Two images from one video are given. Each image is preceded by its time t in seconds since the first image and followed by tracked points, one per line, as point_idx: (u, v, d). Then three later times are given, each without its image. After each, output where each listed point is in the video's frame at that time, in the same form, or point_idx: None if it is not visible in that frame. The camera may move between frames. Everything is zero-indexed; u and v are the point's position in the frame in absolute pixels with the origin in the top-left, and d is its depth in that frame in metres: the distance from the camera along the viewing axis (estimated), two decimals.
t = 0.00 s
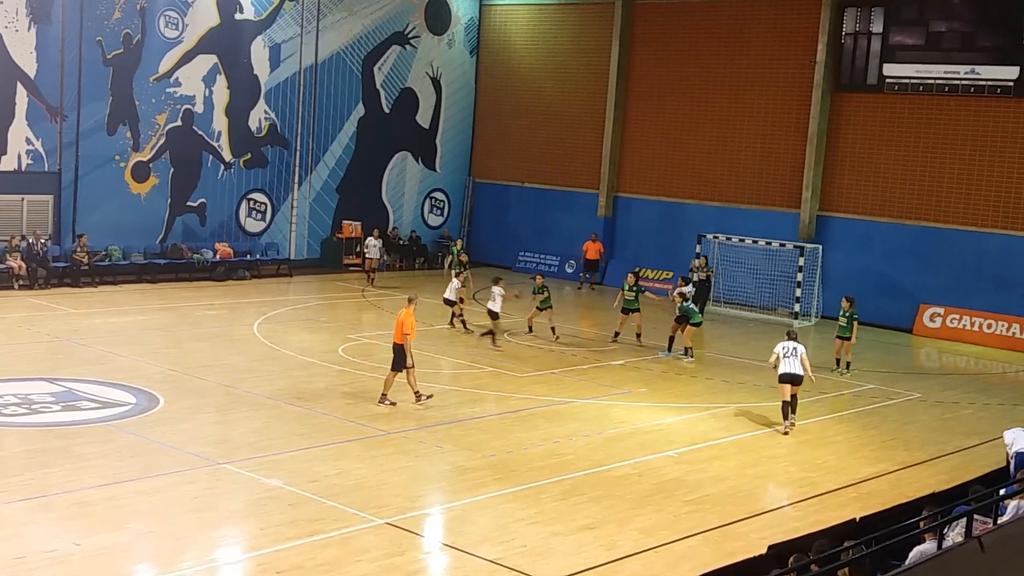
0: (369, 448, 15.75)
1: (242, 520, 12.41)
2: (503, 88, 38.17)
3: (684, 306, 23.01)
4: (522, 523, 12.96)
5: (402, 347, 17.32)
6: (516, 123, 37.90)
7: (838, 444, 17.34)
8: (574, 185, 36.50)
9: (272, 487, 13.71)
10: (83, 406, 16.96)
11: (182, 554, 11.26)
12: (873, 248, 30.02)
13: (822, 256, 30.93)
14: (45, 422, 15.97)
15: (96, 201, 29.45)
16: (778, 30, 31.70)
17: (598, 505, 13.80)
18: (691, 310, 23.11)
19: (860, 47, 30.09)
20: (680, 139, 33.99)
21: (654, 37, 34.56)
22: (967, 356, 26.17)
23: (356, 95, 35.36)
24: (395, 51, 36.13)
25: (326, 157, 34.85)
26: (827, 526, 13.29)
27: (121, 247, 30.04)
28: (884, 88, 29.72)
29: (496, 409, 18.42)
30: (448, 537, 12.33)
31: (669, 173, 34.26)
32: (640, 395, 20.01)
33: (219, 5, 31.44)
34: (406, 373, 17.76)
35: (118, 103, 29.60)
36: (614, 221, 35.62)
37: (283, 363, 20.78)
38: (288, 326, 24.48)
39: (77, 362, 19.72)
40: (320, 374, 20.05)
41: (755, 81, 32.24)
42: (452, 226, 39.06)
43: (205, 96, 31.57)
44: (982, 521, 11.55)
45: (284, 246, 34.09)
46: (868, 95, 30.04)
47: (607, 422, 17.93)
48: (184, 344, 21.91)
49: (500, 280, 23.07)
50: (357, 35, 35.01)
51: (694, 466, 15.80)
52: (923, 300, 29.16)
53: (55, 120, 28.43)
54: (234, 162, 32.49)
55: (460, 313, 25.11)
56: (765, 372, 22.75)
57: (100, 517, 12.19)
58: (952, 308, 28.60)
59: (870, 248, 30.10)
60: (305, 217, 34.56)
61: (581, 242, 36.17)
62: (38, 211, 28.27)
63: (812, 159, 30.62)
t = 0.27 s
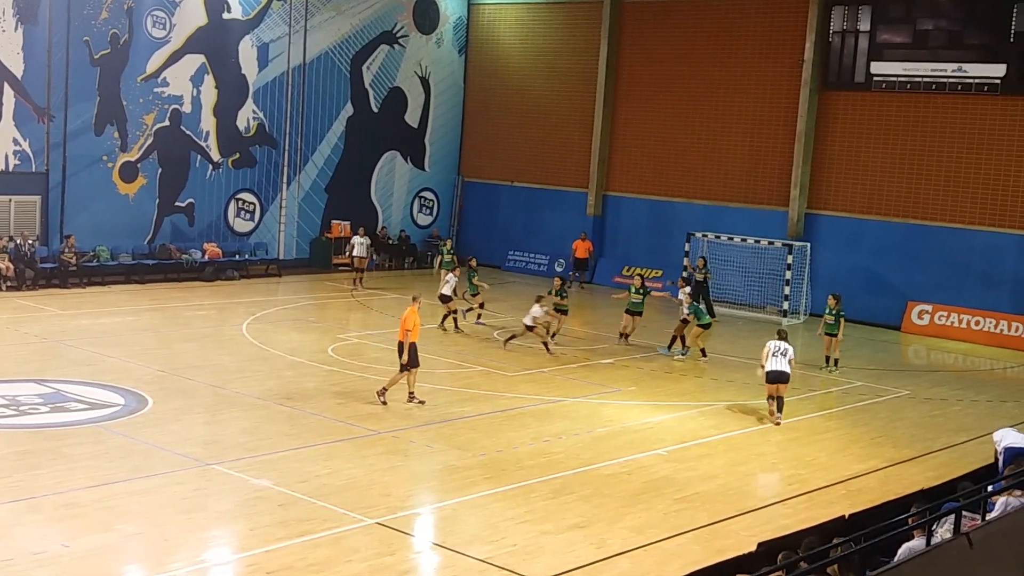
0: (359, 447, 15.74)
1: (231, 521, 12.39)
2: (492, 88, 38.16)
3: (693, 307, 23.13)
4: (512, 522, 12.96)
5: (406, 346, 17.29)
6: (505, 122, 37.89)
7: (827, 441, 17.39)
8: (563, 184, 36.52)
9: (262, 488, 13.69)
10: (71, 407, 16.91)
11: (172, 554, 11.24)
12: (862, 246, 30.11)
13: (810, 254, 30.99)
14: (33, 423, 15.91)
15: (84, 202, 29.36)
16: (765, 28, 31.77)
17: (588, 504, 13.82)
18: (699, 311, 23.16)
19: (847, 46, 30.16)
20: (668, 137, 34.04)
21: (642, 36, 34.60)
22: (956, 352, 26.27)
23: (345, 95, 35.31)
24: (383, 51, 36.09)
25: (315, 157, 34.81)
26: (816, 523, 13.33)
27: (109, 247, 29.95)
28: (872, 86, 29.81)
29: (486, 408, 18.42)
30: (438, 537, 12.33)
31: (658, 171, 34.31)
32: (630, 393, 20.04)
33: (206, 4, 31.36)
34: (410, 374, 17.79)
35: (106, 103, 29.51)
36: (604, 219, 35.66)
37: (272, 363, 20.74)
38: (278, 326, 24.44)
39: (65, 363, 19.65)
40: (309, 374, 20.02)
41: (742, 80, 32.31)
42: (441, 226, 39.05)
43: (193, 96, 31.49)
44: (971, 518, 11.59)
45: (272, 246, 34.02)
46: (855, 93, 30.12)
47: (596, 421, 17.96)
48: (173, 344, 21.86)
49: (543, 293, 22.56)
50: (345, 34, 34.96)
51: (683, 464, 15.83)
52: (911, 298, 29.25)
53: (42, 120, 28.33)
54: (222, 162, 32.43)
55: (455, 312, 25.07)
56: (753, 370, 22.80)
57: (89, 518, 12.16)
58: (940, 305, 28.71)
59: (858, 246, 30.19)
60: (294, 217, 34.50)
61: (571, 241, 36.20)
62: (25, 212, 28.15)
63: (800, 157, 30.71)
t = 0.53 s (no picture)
0: (350, 449, 15.73)
1: (223, 523, 12.36)
2: (481, 89, 38.16)
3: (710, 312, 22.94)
4: (503, 524, 12.96)
5: (409, 347, 17.46)
6: (495, 123, 37.89)
7: (818, 441, 17.44)
8: (553, 186, 36.54)
9: (253, 490, 13.67)
10: (61, 411, 16.84)
11: (163, 558, 11.22)
12: (851, 246, 30.21)
13: (800, 254, 31.10)
14: (23, 427, 15.85)
15: (73, 205, 29.28)
16: (754, 29, 31.85)
17: (580, 504, 13.83)
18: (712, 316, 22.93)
19: (836, 46, 30.26)
20: (658, 138, 34.08)
21: (632, 37, 34.65)
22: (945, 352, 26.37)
23: (334, 97, 35.28)
24: (372, 53, 36.07)
25: (305, 159, 34.77)
26: (807, 523, 13.37)
27: (98, 251, 29.86)
28: (860, 87, 29.91)
29: (477, 409, 18.42)
30: (430, 538, 12.33)
31: (647, 172, 34.36)
32: (621, 394, 20.06)
33: (195, 7, 31.29)
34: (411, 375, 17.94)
35: (94, 106, 29.42)
36: (594, 220, 35.70)
37: (263, 366, 20.71)
38: (268, 329, 24.39)
39: (54, 366, 19.58)
40: (300, 376, 19.99)
41: (732, 80, 32.37)
42: (431, 227, 39.05)
43: (182, 99, 31.42)
44: (960, 517, 11.63)
45: (262, 248, 33.96)
46: (844, 94, 30.22)
47: (587, 422, 17.97)
48: (163, 347, 21.80)
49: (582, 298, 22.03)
50: (334, 36, 34.93)
51: (674, 464, 15.85)
52: (900, 297, 29.35)
53: (31, 123, 28.23)
54: (211, 164, 32.36)
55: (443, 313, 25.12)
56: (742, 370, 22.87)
57: (80, 522, 12.12)
58: (929, 304, 28.81)
59: (847, 246, 30.28)
60: (284, 219, 34.44)
61: (561, 242, 36.23)
62: (14, 216, 28.05)
63: (789, 158, 30.79)
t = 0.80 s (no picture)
0: (351, 453, 15.73)
1: (223, 527, 12.36)
2: (480, 92, 38.18)
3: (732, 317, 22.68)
4: (504, 526, 12.96)
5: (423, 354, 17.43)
6: (494, 126, 37.90)
7: (818, 442, 17.45)
8: (552, 188, 36.55)
9: (254, 494, 13.67)
10: (61, 415, 16.83)
11: (164, 561, 11.22)
12: (850, 247, 30.22)
13: (799, 255, 31.13)
14: (23, 431, 15.84)
15: (72, 209, 29.27)
16: (753, 31, 31.87)
17: (581, 507, 13.84)
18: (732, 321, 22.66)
19: (834, 48, 30.28)
20: (657, 140, 34.10)
21: (630, 39, 34.67)
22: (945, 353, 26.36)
23: (333, 100, 35.29)
24: (371, 56, 36.08)
25: (304, 162, 34.78)
26: (808, 524, 13.37)
27: (98, 254, 29.85)
28: (859, 88, 29.93)
29: (477, 412, 18.42)
30: (431, 541, 12.33)
31: (647, 174, 34.37)
32: (622, 396, 20.05)
33: (194, 11, 31.31)
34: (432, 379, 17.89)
35: (94, 110, 29.43)
36: (593, 222, 35.71)
37: (263, 369, 20.70)
38: (268, 332, 24.38)
39: (55, 371, 19.57)
40: (300, 379, 19.98)
41: (730, 83, 32.39)
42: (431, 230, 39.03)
43: (180, 102, 31.42)
44: (961, 517, 11.61)
45: (262, 252, 33.94)
46: (842, 95, 30.25)
47: (588, 424, 17.97)
48: (163, 351, 21.79)
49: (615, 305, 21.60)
50: (333, 39, 34.94)
51: (675, 466, 15.85)
52: (900, 298, 29.36)
53: (30, 128, 28.23)
54: (210, 168, 32.37)
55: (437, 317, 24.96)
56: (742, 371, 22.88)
57: (80, 526, 12.12)
58: (929, 305, 28.80)
59: (846, 247, 30.30)
60: (284, 223, 34.43)
61: (560, 244, 36.24)
62: (13, 220, 28.03)
63: (788, 159, 30.81)
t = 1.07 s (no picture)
0: (349, 455, 15.72)
1: (222, 529, 12.36)
2: (478, 93, 38.18)
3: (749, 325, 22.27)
4: (503, 528, 12.96)
5: (437, 356, 17.53)
6: (492, 128, 37.90)
7: (816, 444, 17.45)
8: (551, 190, 36.56)
9: (252, 496, 13.66)
10: (59, 417, 16.82)
11: (161, 564, 11.21)
12: (848, 249, 30.24)
13: (797, 257, 31.14)
14: (21, 434, 15.83)
15: (70, 210, 29.26)
16: (751, 33, 31.89)
17: (579, 509, 13.84)
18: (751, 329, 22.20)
19: (832, 49, 30.30)
20: (655, 141, 34.11)
21: (628, 41, 34.68)
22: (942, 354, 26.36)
23: (331, 101, 35.28)
24: (369, 57, 36.07)
25: (302, 164, 34.78)
26: (806, 526, 13.37)
27: (96, 256, 29.83)
28: (857, 90, 29.95)
29: (475, 414, 18.41)
30: (429, 543, 12.32)
31: (645, 176, 34.38)
32: (620, 398, 20.06)
33: (192, 13, 31.31)
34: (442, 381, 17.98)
35: (92, 112, 29.42)
36: (591, 224, 35.72)
37: (261, 371, 20.69)
38: (266, 334, 24.37)
39: (52, 373, 19.55)
40: (298, 381, 19.98)
41: (729, 84, 32.40)
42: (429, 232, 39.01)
43: (178, 104, 31.41)
44: (959, 520, 11.61)
45: (260, 253, 33.91)
46: (840, 97, 30.26)
47: (586, 426, 17.97)
48: (161, 353, 21.78)
49: (624, 307, 20.78)
50: (331, 41, 34.95)
51: (673, 468, 15.85)
52: (898, 300, 29.37)
53: (28, 129, 28.21)
54: (209, 170, 32.36)
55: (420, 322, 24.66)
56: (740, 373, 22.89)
57: (78, 529, 12.11)
58: (927, 307, 28.80)
59: (845, 248, 30.32)
60: (282, 225, 34.41)
61: (558, 246, 36.24)
62: (11, 222, 28.01)
63: (786, 161, 30.82)
